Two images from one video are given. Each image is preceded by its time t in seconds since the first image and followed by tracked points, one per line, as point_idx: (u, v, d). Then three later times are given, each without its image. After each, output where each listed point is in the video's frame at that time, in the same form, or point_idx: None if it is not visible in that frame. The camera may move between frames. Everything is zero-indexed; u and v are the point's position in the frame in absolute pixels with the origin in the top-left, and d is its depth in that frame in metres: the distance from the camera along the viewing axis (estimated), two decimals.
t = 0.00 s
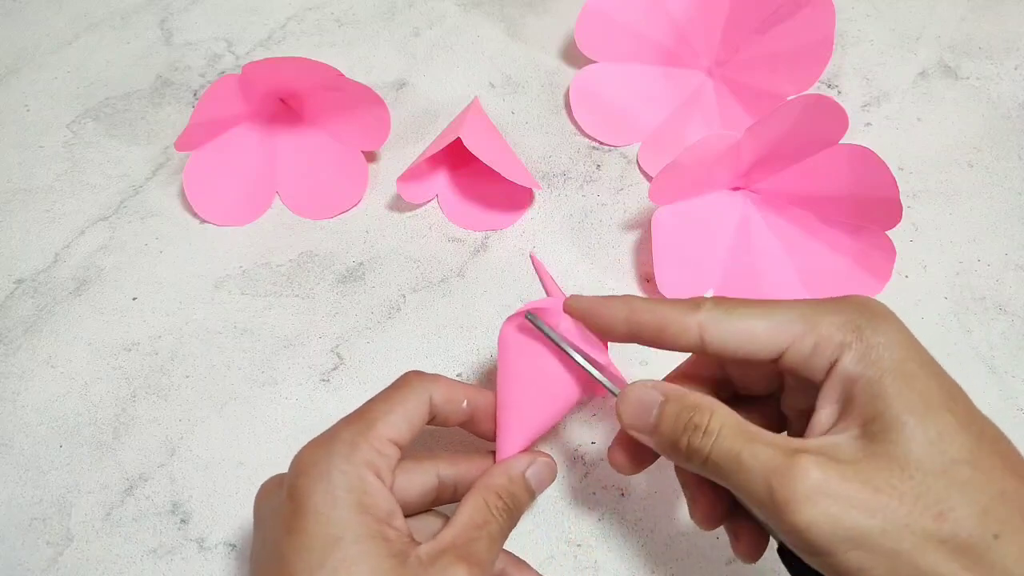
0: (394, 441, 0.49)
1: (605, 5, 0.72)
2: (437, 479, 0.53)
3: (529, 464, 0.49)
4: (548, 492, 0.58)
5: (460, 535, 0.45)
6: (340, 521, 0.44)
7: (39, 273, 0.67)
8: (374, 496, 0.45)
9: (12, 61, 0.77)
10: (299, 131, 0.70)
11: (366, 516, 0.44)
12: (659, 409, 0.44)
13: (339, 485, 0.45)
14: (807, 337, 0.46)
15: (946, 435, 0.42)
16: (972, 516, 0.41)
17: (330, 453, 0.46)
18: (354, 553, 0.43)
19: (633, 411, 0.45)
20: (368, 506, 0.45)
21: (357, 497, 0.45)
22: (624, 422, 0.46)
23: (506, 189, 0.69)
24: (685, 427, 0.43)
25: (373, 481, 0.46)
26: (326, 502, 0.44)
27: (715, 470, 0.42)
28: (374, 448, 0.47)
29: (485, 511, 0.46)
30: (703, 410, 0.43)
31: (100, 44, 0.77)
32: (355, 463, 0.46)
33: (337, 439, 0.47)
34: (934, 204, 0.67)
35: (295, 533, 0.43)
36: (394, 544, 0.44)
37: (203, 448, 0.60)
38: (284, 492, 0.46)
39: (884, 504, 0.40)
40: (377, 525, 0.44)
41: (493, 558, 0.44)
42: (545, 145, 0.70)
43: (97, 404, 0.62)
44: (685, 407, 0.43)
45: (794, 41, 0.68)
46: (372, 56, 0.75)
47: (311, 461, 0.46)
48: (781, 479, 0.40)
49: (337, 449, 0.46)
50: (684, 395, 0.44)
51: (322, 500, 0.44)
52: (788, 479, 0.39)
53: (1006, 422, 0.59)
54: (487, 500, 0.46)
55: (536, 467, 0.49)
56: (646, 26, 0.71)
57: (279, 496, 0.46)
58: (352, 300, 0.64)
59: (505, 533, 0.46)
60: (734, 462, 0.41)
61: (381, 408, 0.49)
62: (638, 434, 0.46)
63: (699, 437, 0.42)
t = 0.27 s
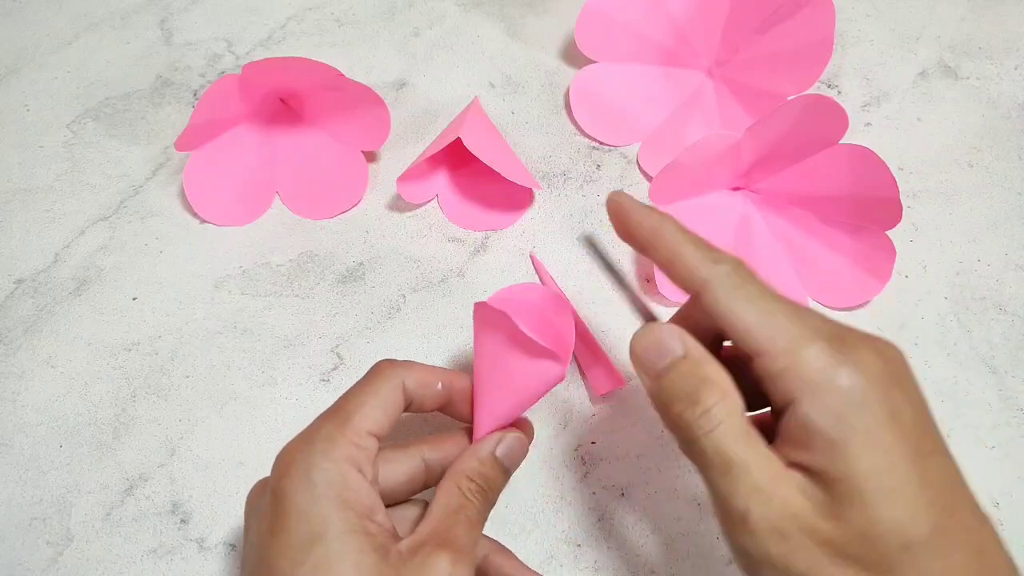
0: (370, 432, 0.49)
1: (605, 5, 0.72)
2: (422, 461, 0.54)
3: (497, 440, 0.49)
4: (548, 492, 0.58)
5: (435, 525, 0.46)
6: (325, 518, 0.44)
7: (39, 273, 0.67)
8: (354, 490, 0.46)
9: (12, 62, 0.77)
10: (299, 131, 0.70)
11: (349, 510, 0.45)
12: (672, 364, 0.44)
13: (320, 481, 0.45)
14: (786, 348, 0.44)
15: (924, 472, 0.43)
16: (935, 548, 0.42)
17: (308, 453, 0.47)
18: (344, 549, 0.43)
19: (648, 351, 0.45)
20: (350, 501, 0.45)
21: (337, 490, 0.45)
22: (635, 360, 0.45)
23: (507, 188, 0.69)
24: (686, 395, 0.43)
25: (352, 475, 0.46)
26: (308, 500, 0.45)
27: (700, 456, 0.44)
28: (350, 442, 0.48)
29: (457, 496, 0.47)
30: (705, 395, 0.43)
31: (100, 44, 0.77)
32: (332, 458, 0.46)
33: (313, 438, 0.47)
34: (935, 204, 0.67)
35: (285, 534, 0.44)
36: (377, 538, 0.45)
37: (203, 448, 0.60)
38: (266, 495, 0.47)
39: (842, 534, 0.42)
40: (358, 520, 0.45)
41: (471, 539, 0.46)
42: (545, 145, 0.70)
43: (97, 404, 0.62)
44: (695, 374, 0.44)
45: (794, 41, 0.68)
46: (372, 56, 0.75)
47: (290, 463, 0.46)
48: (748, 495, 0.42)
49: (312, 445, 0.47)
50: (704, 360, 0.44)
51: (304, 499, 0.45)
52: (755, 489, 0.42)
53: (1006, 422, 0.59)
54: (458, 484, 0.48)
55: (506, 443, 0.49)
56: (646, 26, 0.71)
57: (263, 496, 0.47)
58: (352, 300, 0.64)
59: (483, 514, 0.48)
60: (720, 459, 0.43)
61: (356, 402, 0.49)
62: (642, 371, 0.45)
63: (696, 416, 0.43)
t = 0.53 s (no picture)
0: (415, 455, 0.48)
1: (605, 6, 0.72)
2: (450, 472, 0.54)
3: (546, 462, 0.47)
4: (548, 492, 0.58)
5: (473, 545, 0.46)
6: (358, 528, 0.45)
7: (39, 273, 0.67)
8: (391, 506, 0.46)
9: (12, 62, 0.77)
10: (299, 131, 0.70)
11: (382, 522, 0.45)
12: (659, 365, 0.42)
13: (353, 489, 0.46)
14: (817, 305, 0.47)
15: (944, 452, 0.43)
16: (954, 526, 0.42)
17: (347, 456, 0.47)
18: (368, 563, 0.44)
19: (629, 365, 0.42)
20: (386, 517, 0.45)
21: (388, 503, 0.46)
22: (614, 373, 0.43)
23: (507, 189, 0.69)
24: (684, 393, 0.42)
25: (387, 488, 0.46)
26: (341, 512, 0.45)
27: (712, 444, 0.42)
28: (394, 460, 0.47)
29: (493, 516, 0.47)
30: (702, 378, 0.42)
31: (100, 44, 0.77)
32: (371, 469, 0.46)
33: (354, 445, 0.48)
34: (935, 204, 0.67)
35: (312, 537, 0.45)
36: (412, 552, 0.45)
37: (203, 448, 0.60)
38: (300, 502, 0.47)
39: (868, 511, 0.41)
40: (393, 537, 0.45)
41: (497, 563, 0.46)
42: (545, 145, 0.70)
43: (97, 404, 0.62)
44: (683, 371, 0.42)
45: (794, 41, 0.68)
46: (372, 56, 0.75)
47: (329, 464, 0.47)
48: (776, 474, 0.41)
49: (386, 449, 0.48)
50: (682, 357, 0.43)
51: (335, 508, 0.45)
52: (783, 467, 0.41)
53: (1006, 422, 0.59)
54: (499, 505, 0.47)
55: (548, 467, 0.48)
56: (646, 26, 0.71)
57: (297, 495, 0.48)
58: (352, 300, 0.64)
59: (512, 531, 0.47)
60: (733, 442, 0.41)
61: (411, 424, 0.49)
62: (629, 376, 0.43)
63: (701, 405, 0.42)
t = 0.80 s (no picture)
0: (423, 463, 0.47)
1: (605, 5, 0.72)
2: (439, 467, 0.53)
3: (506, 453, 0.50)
4: (548, 492, 0.58)
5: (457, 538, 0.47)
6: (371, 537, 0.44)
7: (39, 273, 0.67)
8: (399, 511, 0.45)
9: (12, 62, 0.77)
10: (300, 131, 0.70)
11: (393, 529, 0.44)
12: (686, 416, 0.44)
13: (365, 496, 0.44)
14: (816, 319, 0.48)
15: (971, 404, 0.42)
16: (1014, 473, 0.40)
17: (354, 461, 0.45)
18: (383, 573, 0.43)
19: (659, 428, 0.45)
20: (397, 523, 0.45)
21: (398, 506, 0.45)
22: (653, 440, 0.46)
23: (507, 189, 0.69)
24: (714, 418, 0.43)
25: (396, 495, 0.45)
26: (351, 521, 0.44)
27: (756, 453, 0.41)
28: (403, 469, 0.46)
29: (471, 509, 0.48)
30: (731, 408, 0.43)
31: (100, 44, 0.77)
32: (382, 476, 0.45)
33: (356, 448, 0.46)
34: (935, 204, 0.67)
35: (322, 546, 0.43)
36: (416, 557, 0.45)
37: (203, 448, 0.60)
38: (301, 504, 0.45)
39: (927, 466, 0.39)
40: (401, 542, 0.44)
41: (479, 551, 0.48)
42: (545, 145, 0.70)
43: (97, 404, 0.62)
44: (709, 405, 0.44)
45: (794, 41, 0.68)
46: (372, 56, 0.75)
47: (335, 470, 0.45)
48: (819, 457, 0.39)
49: (400, 449, 0.47)
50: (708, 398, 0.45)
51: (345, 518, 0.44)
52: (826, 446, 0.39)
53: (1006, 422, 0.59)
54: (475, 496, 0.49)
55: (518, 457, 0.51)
56: (646, 26, 0.71)
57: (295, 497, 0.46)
58: (352, 300, 0.64)
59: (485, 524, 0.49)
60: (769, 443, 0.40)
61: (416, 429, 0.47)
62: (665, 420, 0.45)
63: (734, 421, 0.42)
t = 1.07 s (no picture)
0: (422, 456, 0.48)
1: (605, 6, 0.72)
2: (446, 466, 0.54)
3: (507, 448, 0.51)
4: (548, 492, 0.58)
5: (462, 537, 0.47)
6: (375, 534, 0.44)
7: (39, 273, 0.67)
8: (403, 506, 0.45)
9: (12, 62, 0.77)
10: (300, 131, 0.70)
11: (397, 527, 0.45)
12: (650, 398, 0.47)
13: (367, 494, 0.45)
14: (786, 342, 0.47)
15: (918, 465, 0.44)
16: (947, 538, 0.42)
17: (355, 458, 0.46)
18: (388, 569, 0.43)
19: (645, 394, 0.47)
20: (401, 519, 0.45)
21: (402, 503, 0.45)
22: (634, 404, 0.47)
23: (507, 188, 0.69)
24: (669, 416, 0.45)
25: (399, 490, 0.46)
26: (357, 518, 0.44)
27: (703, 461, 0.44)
28: (403, 462, 0.47)
29: (475, 506, 0.49)
30: (668, 419, 0.47)
31: (100, 44, 0.77)
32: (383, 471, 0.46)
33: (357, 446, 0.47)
34: (935, 204, 0.67)
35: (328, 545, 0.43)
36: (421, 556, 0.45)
37: (203, 448, 0.60)
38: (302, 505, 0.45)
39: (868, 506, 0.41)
40: (406, 537, 0.45)
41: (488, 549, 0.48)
42: (545, 145, 0.70)
43: (96, 404, 0.62)
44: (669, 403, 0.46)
45: (794, 41, 0.68)
46: (372, 56, 0.75)
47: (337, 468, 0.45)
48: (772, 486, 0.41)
49: (399, 446, 0.47)
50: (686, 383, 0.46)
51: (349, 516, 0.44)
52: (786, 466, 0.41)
53: (1006, 422, 0.59)
54: (478, 493, 0.49)
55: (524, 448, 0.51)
56: (646, 26, 0.71)
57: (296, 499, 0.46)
58: (352, 300, 0.64)
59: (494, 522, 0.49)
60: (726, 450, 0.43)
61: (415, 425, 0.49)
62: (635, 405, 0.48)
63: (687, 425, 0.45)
